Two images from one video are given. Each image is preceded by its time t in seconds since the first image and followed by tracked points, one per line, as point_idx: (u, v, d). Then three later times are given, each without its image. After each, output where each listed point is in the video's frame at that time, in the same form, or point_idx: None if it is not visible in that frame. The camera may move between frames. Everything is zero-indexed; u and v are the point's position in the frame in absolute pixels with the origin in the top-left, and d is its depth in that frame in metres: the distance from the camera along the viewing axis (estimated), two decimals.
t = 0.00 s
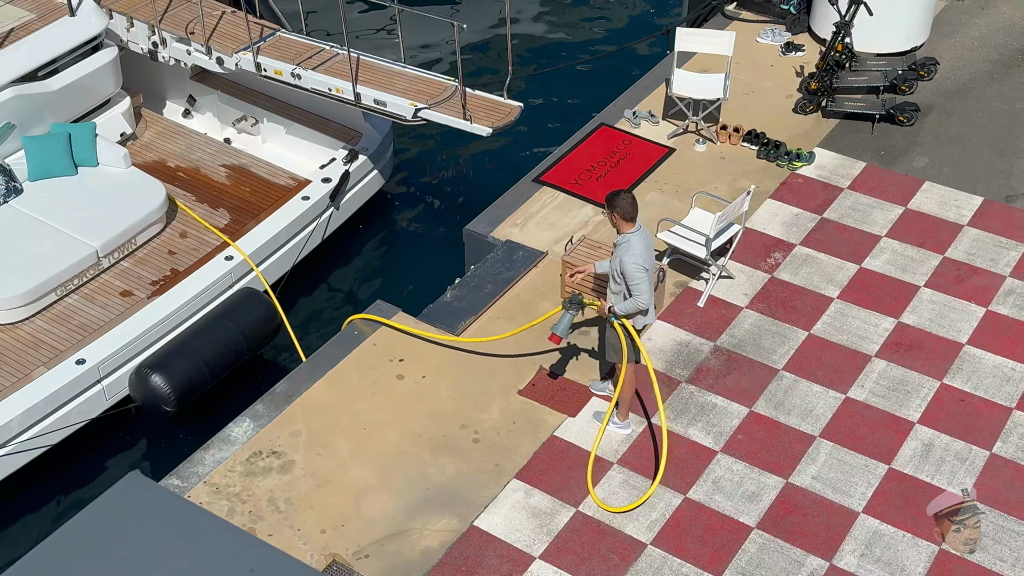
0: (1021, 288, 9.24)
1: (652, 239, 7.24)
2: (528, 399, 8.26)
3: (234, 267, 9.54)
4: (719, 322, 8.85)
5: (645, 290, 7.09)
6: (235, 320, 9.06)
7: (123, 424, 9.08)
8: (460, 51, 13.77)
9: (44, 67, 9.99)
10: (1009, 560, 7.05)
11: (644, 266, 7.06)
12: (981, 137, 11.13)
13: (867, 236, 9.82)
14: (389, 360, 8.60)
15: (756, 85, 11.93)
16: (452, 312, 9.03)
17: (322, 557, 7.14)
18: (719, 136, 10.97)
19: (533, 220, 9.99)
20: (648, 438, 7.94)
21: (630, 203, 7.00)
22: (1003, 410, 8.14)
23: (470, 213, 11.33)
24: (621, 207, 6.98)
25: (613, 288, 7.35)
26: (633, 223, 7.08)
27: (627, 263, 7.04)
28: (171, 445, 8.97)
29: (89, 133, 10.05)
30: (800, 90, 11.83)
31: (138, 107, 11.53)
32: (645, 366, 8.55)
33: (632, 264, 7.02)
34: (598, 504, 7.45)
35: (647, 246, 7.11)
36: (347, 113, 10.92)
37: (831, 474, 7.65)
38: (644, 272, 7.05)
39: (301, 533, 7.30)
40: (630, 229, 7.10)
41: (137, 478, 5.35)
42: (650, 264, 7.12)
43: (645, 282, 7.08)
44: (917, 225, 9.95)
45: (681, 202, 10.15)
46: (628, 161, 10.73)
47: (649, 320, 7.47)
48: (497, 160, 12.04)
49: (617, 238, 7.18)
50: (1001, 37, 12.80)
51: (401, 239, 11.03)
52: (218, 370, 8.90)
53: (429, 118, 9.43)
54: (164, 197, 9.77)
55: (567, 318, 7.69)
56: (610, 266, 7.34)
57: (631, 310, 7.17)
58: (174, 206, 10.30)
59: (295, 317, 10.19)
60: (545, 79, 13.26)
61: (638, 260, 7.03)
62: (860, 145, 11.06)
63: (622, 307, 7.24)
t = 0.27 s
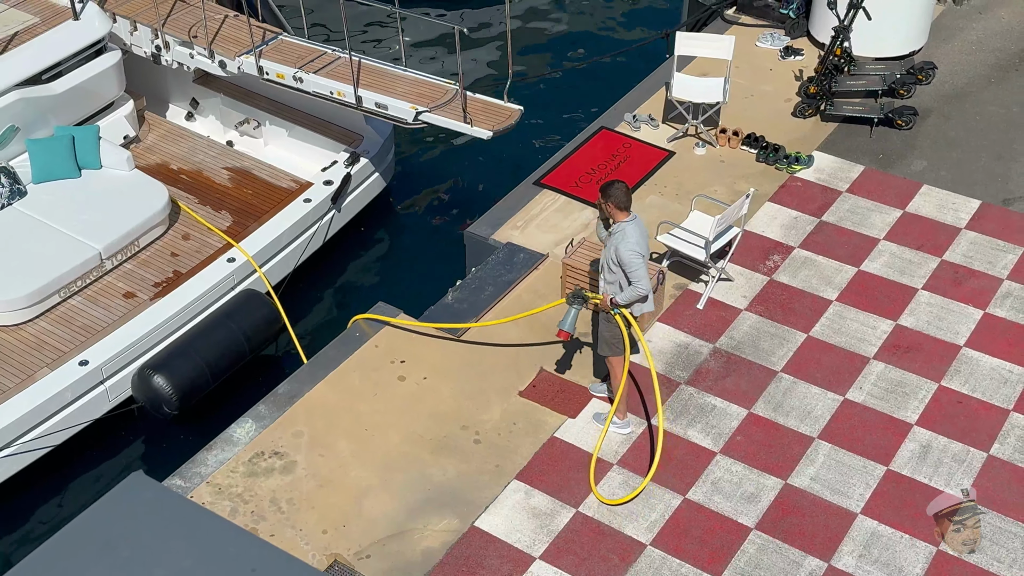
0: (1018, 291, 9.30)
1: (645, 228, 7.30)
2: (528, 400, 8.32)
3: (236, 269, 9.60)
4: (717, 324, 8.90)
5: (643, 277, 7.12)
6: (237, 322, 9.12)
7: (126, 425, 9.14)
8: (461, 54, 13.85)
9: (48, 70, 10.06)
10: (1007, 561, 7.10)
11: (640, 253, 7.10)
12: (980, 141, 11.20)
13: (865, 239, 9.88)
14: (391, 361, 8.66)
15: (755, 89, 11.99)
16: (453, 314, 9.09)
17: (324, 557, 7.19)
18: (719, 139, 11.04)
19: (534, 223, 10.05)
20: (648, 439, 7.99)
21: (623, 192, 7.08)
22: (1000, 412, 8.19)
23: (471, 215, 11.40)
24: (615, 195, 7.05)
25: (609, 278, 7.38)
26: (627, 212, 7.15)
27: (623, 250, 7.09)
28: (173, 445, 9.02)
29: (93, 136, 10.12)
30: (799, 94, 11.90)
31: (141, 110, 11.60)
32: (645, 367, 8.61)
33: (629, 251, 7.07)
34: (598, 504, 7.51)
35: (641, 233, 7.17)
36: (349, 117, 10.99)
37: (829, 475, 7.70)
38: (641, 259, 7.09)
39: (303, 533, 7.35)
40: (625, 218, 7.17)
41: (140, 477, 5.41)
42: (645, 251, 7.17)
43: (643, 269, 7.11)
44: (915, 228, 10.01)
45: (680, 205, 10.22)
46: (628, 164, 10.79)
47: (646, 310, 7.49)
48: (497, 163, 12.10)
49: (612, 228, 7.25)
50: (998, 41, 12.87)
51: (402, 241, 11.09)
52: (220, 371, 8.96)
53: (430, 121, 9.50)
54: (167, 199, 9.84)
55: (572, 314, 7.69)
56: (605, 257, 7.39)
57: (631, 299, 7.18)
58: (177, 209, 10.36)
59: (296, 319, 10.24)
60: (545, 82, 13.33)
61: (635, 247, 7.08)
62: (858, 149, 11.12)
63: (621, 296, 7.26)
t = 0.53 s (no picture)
0: (1019, 294, 9.31)
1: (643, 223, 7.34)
2: (529, 402, 8.32)
3: (236, 271, 9.60)
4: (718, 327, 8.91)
5: (637, 272, 7.17)
6: (237, 323, 9.13)
7: (127, 426, 9.15)
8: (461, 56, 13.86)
9: (49, 72, 10.07)
10: (1007, 563, 7.11)
11: (635, 248, 7.15)
12: (980, 144, 11.21)
13: (866, 241, 9.89)
14: (391, 363, 8.67)
15: (756, 92, 12.01)
16: (454, 316, 9.10)
17: (325, 559, 7.19)
18: (719, 141, 11.05)
19: (535, 225, 10.06)
20: (648, 441, 8.00)
21: (620, 187, 7.12)
22: (1000, 414, 8.20)
23: (472, 217, 11.41)
24: (612, 190, 7.09)
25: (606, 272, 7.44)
26: (624, 207, 7.19)
27: (618, 245, 7.14)
28: (174, 447, 9.03)
29: (94, 138, 10.13)
30: (800, 97, 11.91)
31: (142, 112, 11.62)
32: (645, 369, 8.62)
33: (624, 246, 7.11)
34: (599, 506, 7.51)
35: (638, 228, 7.20)
36: (349, 118, 11.01)
37: (829, 478, 7.71)
38: (636, 254, 7.14)
39: (304, 534, 7.36)
40: (622, 212, 7.21)
41: (141, 478, 5.41)
42: (641, 246, 7.21)
43: (637, 264, 7.16)
44: (915, 230, 10.02)
45: (681, 207, 10.23)
46: (629, 166, 10.80)
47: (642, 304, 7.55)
48: (498, 165, 12.11)
49: (609, 222, 7.30)
50: (999, 44, 12.89)
51: (403, 243, 11.10)
52: (221, 373, 8.97)
53: (430, 123, 9.51)
54: (168, 201, 9.85)
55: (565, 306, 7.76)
56: (602, 251, 7.44)
57: (625, 293, 7.25)
58: (178, 210, 10.37)
59: (297, 321, 10.25)
60: (546, 85, 13.35)
61: (629, 241, 7.12)
62: (859, 151, 11.13)
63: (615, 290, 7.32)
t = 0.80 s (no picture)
0: (1020, 296, 9.30)
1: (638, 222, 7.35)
2: (529, 404, 8.32)
3: (236, 272, 9.59)
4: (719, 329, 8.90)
5: (632, 269, 7.16)
6: (237, 325, 9.13)
7: (127, 428, 9.14)
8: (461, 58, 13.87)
9: (49, 73, 10.07)
10: (1008, 566, 7.10)
11: (629, 245, 7.14)
12: (981, 146, 11.21)
13: (867, 243, 9.89)
14: (392, 365, 8.66)
15: (757, 94, 12.01)
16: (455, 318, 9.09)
17: (325, 560, 7.19)
18: (720, 143, 11.04)
19: (535, 227, 10.06)
20: (649, 443, 7.99)
21: (613, 185, 7.15)
22: (1001, 417, 8.19)
23: (472, 219, 11.40)
24: (605, 188, 7.12)
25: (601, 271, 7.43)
26: (618, 205, 7.20)
27: (613, 242, 7.14)
28: (175, 448, 9.03)
29: (94, 139, 10.13)
30: (800, 99, 11.91)
31: (142, 113, 11.62)
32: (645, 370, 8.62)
33: (617, 243, 7.11)
34: (599, 509, 7.51)
35: (632, 226, 7.21)
36: (349, 119, 11.01)
37: (830, 480, 7.70)
38: (630, 251, 7.13)
39: (304, 536, 7.35)
40: (616, 211, 7.23)
41: (141, 480, 5.40)
42: (636, 244, 7.20)
43: (632, 261, 7.15)
44: (916, 232, 10.01)
45: (682, 209, 10.23)
46: (629, 168, 10.80)
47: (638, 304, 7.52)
48: (499, 167, 12.11)
49: (604, 221, 7.31)
50: (999, 47, 12.89)
51: (404, 244, 11.10)
52: (221, 374, 8.96)
53: (430, 124, 9.52)
54: (168, 202, 9.84)
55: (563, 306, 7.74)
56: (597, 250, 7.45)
57: (621, 291, 7.23)
58: (178, 212, 10.37)
59: (298, 322, 10.25)
60: (547, 86, 13.35)
61: (623, 238, 7.12)
62: (859, 153, 11.13)
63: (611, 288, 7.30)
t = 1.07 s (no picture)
0: (1020, 298, 9.30)
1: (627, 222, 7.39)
2: (530, 406, 8.32)
3: (236, 273, 9.60)
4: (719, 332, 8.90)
5: (629, 268, 7.18)
6: (237, 325, 9.14)
7: (127, 428, 9.15)
8: (461, 59, 13.89)
9: (49, 74, 10.08)
10: (1009, 568, 7.09)
11: (624, 245, 7.17)
12: (981, 148, 11.21)
13: (867, 245, 9.89)
14: (392, 366, 8.67)
15: (758, 96, 12.01)
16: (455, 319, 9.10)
17: (326, 562, 7.19)
18: (721, 145, 11.03)
19: (536, 229, 10.07)
20: (649, 445, 7.99)
21: (603, 187, 7.17)
22: (1002, 419, 8.19)
23: (473, 220, 11.41)
24: (596, 191, 7.14)
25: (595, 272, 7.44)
26: (609, 207, 7.22)
27: (608, 243, 7.15)
28: (175, 448, 9.03)
29: (94, 140, 10.14)
30: (801, 101, 11.91)
31: (142, 114, 11.63)
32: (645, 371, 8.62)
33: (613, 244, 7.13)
34: (600, 510, 7.51)
35: (624, 226, 7.24)
36: (349, 120, 11.02)
37: (830, 482, 7.70)
38: (625, 250, 7.17)
39: (305, 537, 7.35)
40: (607, 213, 7.24)
41: (141, 482, 5.41)
42: (629, 244, 7.24)
43: (627, 260, 7.18)
44: (917, 235, 10.01)
45: (682, 211, 10.23)
46: (630, 170, 10.81)
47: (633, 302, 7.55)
48: (500, 169, 12.11)
49: (595, 223, 7.32)
50: (1000, 49, 12.89)
51: (405, 246, 11.11)
52: (220, 375, 8.97)
53: (430, 125, 9.54)
54: (168, 203, 9.85)
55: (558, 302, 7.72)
56: (590, 252, 7.46)
57: (619, 290, 7.24)
58: (179, 213, 10.37)
59: (298, 324, 10.25)
60: (547, 88, 13.35)
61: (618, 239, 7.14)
62: (860, 156, 11.14)
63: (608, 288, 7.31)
